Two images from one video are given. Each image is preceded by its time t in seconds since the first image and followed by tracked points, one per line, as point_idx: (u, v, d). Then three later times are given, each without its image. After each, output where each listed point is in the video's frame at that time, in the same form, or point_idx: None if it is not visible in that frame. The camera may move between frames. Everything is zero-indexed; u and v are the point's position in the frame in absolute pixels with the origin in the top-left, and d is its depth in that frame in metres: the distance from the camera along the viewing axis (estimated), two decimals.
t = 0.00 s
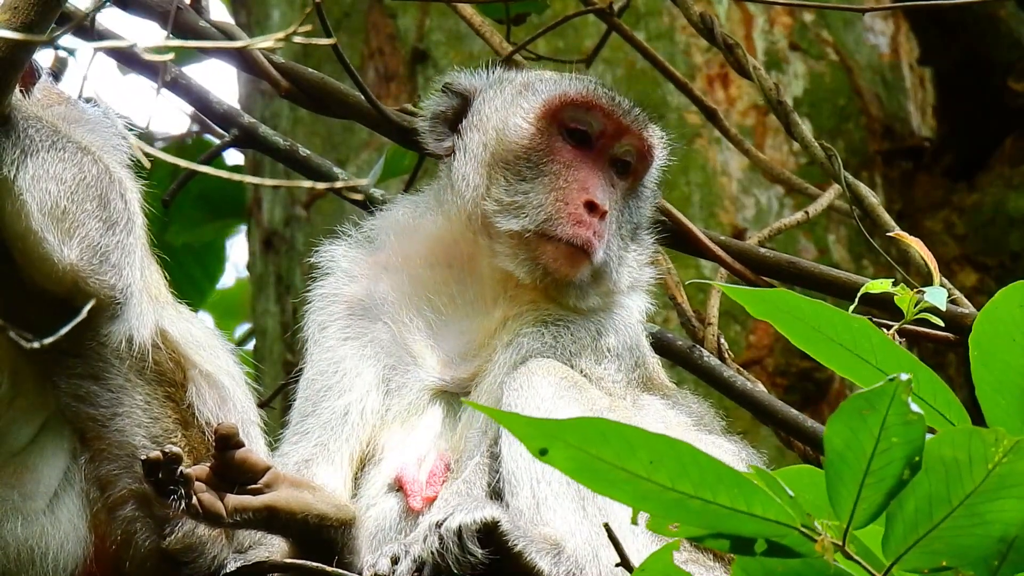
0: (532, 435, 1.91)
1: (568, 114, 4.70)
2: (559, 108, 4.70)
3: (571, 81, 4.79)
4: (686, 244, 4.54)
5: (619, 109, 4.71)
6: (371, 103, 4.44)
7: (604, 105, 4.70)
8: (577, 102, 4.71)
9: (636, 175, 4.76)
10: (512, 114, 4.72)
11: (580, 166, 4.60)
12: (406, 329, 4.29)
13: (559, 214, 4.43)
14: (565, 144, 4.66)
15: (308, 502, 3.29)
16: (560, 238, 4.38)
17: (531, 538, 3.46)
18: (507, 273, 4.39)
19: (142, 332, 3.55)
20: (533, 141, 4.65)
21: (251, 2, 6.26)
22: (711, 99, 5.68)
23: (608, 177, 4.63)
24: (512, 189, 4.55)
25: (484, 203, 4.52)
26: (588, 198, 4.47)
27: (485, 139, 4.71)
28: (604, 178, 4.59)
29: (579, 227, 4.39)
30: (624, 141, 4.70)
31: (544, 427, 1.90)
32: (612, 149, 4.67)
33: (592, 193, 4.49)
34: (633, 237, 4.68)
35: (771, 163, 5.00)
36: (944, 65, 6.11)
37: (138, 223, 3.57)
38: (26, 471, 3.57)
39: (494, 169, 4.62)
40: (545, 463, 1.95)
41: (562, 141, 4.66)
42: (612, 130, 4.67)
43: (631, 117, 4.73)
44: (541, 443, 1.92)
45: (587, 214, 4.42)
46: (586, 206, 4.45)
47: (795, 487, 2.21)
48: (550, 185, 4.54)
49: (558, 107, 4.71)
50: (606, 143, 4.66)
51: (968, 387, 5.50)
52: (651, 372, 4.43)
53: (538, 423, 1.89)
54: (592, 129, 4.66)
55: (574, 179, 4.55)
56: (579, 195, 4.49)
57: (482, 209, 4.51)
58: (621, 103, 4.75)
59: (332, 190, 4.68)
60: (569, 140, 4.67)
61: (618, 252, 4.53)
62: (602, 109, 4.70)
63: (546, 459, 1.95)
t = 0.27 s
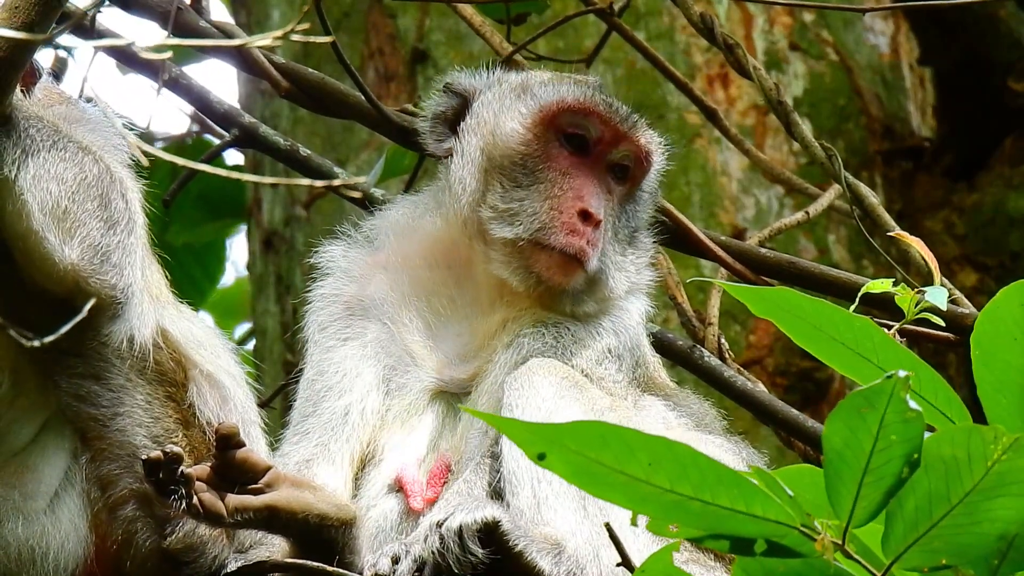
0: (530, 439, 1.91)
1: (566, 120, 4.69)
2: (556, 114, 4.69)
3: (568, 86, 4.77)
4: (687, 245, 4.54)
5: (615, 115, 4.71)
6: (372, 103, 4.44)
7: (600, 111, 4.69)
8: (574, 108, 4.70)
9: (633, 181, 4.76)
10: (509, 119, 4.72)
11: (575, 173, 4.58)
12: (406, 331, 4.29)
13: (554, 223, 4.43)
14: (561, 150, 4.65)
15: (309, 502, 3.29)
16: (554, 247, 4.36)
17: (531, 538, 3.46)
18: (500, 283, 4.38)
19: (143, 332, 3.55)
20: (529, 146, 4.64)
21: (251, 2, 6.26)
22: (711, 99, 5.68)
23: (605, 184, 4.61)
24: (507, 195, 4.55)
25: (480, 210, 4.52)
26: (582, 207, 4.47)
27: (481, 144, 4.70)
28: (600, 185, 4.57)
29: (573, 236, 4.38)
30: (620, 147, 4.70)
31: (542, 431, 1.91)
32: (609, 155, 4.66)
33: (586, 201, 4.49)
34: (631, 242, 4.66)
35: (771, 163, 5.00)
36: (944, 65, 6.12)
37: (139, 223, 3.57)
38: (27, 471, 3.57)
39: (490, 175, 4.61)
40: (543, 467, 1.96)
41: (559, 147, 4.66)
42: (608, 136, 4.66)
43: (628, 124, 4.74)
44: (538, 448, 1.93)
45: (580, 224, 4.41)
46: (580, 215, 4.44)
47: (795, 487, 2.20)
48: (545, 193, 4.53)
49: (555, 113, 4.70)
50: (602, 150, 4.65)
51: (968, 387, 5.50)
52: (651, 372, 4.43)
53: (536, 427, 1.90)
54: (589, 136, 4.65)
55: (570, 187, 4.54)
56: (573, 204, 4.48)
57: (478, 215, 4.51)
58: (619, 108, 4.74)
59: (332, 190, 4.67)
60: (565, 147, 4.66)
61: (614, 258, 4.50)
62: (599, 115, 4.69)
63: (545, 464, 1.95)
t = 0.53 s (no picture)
0: (533, 432, 1.90)
1: (550, 134, 4.55)
2: (540, 128, 4.55)
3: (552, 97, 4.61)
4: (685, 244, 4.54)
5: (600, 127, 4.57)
6: (372, 103, 4.44)
7: (584, 124, 4.55)
8: (558, 122, 4.55)
9: (622, 191, 4.63)
10: (493, 134, 4.60)
11: (559, 191, 4.49)
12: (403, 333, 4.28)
13: (535, 244, 4.35)
14: (545, 165, 4.53)
15: (309, 502, 3.29)
16: (534, 268, 4.30)
17: (532, 537, 3.46)
18: (483, 302, 4.33)
19: (143, 332, 3.55)
20: (513, 163, 4.53)
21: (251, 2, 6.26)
22: (711, 99, 5.68)
23: (589, 199, 4.52)
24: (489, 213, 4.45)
25: (462, 228, 4.44)
26: (563, 227, 4.40)
27: (466, 159, 4.60)
28: (583, 202, 4.48)
29: (553, 257, 4.31)
30: (606, 160, 4.56)
31: (547, 424, 1.89)
32: (595, 169, 4.54)
33: (568, 221, 4.41)
34: (623, 253, 4.57)
35: (772, 163, 4.99)
36: (944, 64, 6.12)
37: (139, 223, 3.57)
38: (27, 470, 3.57)
39: (474, 191, 4.52)
40: (545, 460, 1.94)
41: (544, 162, 4.54)
42: (593, 150, 4.53)
43: (614, 135, 4.60)
44: (540, 439, 1.91)
45: (560, 244, 4.35)
46: (560, 236, 4.37)
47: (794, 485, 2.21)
48: (528, 211, 4.45)
49: (539, 127, 4.55)
50: (587, 164, 4.52)
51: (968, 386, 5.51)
52: (655, 372, 4.43)
53: (540, 420, 1.88)
54: (574, 150, 4.52)
55: (552, 206, 4.46)
56: (554, 225, 4.41)
57: (460, 234, 4.43)
58: (604, 119, 4.60)
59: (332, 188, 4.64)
60: (549, 162, 4.53)
61: (601, 271, 4.44)
62: (583, 129, 4.54)
63: (546, 456, 1.94)
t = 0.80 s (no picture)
0: (532, 439, 1.90)
1: (514, 162, 4.37)
2: (503, 158, 4.38)
3: (514, 123, 4.41)
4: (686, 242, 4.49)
5: (565, 151, 4.35)
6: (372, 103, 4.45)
7: (547, 150, 4.34)
8: (522, 150, 4.36)
9: (597, 211, 4.49)
10: (461, 163, 4.47)
11: (526, 224, 4.36)
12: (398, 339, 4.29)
13: (499, 282, 4.26)
14: (512, 196, 4.38)
15: (309, 502, 3.30)
16: (500, 306, 4.22)
17: (532, 537, 3.46)
18: (454, 331, 4.27)
19: (144, 332, 3.55)
20: (479, 198, 4.40)
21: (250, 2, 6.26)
22: (712, 99, 5.67)
23: (559, 226, 4.39)
24: (456, 250, 4.36)
25: (429, 264, 4.35)
26: (526, 263, 4.29)
27: (433, 191, 4.47)
28: (551, 233, 4.36)
29: (516, 295, 4.22)
30: (574, 185, 4.39)
31: (546, 431, 1.90)
32: (563, 195, 4.38)
33: (532, 256, 4.30)
34: (603, 268, 4.45)
35: (772, 163, 4.99)
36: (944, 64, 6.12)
37: (140, 223, 3.57)
38: (27, 470, 3.57)
39: (442, 225, 4.41)
40: (545, 468, 1.94)
41: (511, 194, 4.38)
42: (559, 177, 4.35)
43: (580, 157, 4.38)
44: (538, 448, 1.92)
45: (524, 282, 4.24)
46: (523, 272, 4.27)
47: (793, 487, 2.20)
48: (495, 247, 4.35)
49: (502, 157, 4.38)
50: (555, 191, 4.36)
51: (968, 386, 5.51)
52: (654, 364, 4.44)
53: (538, 428, 1.89)
54: (539, 178, 4.35)
55: (517, 240, 4.34)
56: (518, 260, 4.30)
57: (428, 270, 4.35)
58: (569, 143, 4.36)
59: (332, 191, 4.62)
60: (516, 191, 4.38)
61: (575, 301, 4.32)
62: (547, 156, 4.34)
63: (546, 465, 1.94)
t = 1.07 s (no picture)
0: (531, 442, 1.89)
1: (478, 184, 4.34)
2: (466, 179, 4.35)
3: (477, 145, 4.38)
4: (682, 242, 4.40)
5: (528, 172, 4.32)
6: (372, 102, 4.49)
7: (509, 171, 4.30)
8: (485, 172, 4.32)
9: (566, 223, 4.50)
10: (428, 183, 4.47)
11: (496, 244, 4.36)
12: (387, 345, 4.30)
13: (468, 305, 4.28)
14: (479, 217, 4.37)
15: (309, 501, 3.29)
16: (470, 328, 4.24)
17: (532, 537, 3.46)
18: (423, 348, 4.28)
19: (142, 332, 3.55)
20: (446, 219, 4.39)
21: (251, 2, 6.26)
22: (712, 99, 5.67)
23: (528, 244, 4.39)
24: (426, 271, 4.37)
25: (399, 286, 4.36)
26: (494, 285, 4.29)
27: (402, 213, 4.48)
28: (517, 253, 4.35)
29: (484, 318, 4.24)
30: (539, 204, 4.36)
31: (544, 434, 1.89)
32: (530, 214, 4.36)
33: (499, 278, 4.30)
34: (576, 278, 4.49)
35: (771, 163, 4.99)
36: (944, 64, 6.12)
37: (139, 223, 3.56)
38: (27, 470, 3.56)
39: (412, 245, 4.41)
40: (542, 470, 1.94)
41: (477, 214, 4.37)
42: (524, 197, 4.32)
43: (542, 176, 4.34)
44: (536, 450, 1.91)
45: (492, 304, 4.26)
46: (491, 295, 4.27)
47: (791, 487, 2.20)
48: (464, 269, 4.36)
49: (466, 180, 4.35)
50: (521, 210, 4.34)
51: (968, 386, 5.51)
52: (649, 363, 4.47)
53: (536, 430, 1.88)
54: (505, 199, 4.33)
55: (485, 261, 4.35)
56: (486, 282, 4.30)
57: (399, 290, 4.35)
58: (532, 162, 4.33)
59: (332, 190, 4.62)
60: (483, 212, 4.37)
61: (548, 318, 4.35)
62: (510, 179, 4.30)
63: (544, 467, 1.94)
